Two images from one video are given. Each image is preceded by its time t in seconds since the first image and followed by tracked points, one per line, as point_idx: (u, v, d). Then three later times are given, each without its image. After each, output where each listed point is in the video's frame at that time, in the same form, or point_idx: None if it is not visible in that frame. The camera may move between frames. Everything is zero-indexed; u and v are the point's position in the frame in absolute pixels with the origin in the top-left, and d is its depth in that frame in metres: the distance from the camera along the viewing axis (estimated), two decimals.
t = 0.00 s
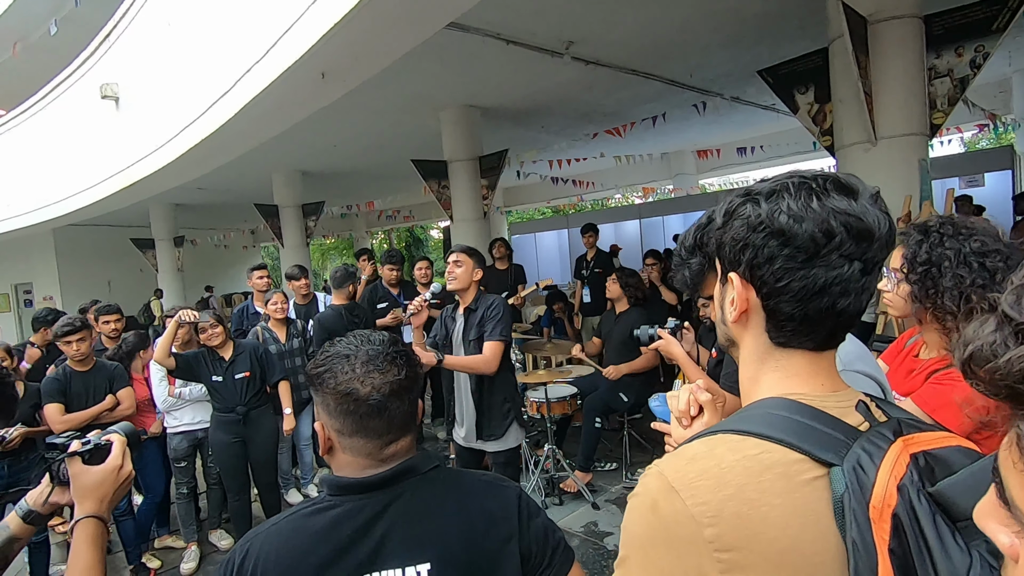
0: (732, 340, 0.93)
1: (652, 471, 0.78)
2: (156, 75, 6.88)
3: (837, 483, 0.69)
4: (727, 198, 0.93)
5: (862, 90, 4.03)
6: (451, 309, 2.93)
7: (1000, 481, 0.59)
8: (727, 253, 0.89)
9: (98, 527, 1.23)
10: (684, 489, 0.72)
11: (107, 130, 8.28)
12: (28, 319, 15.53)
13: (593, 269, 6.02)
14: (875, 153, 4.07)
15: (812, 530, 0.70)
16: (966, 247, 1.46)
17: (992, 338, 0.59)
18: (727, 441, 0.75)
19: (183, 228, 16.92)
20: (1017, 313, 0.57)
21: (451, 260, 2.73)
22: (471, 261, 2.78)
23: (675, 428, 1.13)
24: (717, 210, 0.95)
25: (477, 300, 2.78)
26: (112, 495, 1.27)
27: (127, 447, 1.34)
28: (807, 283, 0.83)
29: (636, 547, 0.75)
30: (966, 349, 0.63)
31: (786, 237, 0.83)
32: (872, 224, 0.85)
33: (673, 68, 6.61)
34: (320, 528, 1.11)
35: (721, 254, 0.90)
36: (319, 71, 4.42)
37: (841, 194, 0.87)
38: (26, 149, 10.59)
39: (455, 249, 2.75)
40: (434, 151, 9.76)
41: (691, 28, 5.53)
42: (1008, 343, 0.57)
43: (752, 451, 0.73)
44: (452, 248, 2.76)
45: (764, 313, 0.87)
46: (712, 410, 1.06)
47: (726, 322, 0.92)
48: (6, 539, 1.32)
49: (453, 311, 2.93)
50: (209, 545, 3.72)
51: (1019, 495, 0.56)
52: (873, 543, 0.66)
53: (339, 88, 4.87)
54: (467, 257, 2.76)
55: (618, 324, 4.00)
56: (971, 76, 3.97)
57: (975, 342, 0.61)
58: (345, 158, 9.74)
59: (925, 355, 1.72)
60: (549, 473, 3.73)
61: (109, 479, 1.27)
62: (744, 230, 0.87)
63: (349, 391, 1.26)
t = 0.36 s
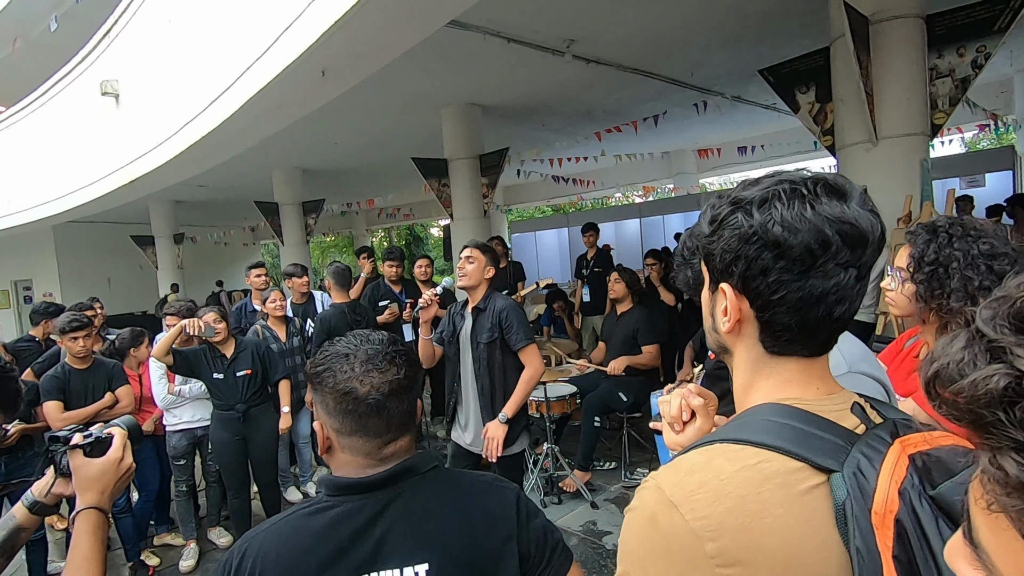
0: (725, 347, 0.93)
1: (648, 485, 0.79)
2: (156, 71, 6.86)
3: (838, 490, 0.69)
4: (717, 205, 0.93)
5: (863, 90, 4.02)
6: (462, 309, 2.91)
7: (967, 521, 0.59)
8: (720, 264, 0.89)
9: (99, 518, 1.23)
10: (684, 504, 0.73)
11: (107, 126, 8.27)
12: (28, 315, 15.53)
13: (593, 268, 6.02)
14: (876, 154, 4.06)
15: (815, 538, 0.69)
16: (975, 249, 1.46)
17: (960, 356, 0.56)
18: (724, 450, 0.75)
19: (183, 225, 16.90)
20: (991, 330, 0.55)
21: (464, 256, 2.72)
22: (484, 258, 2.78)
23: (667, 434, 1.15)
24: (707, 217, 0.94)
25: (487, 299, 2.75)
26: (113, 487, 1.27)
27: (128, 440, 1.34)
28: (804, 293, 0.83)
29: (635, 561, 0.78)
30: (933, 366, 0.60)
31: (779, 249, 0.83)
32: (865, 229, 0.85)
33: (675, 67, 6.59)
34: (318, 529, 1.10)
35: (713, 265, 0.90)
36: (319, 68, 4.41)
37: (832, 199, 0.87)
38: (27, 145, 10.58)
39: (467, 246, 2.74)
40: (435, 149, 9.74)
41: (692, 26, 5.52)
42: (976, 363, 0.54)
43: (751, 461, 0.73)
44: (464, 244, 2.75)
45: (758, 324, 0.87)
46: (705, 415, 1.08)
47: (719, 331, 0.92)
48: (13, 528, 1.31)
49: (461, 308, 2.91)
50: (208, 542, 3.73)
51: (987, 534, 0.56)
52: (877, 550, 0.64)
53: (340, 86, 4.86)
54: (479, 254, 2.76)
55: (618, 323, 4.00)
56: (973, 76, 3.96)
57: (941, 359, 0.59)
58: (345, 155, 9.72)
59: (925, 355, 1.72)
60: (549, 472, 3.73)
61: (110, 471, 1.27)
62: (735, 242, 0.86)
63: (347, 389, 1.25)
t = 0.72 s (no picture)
0: (699, 353, 0.93)
1: (635, 509, 0.77)
2: (155, 71, 6.84)
3: (827, 496, 0.68)
4: (680, 208, 0.94)
5: (862, 88, 4.01)
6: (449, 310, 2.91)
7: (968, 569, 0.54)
8: (685, 268, 0.89)
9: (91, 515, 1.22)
10: (672, 524, 0.71)
11: (106, 126, 8.25)
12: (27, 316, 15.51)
13: (593, 267, 6.00)
14: (875, 152, 4.05)
15: (808, 545, 0.69)
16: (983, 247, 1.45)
17: (967, 390, 0.51)
18: (710, 465, 0.73)
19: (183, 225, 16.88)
20: (1004, 356, 0.50)
21: (441, 260, 2.69)
22: (462, 261, 2.74)
23: (648, 444, 1.15)
24: (671, 221, 0.94)
25: (470, 302, 2.73)
26: (106, 485, 1.26)
27: (121, 438, 1.34)
28: (768, 291, 0.82)
29: None
30: (935, 399, 0.55)
31: (738, 247, 0.83)
32: (824, 223, 0.85)
33: (674, 65, 6.58)
34: (314, 530, 1.10)
35: (679, 269, 0.91)
36: (318, 67, 4.39)
37: (790, 195, 0.86)
38: (25, 145, 10.55)
39: (446, 249, 2.71)
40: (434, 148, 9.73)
41: (691, 25, 5.50)
42: (988, 401, 0.49)
43: (736, 474, 0.71)
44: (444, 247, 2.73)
45: (727, 325, 0.86)
46: (684, 422, 1.08)
47: (691, 337, 0.93)
48: (8, 526, 1.31)
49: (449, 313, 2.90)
50: (207, 543, 3.72)
51: None
52: (872, 555, 0.62)
53: (338, 84, 4.84)
54: (457, 258, 2.72)
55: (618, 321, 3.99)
56: (972, 74, 3.95)
57: (944, 391, 0.54)
58: (344, 155, 9.70)
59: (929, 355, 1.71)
60: (549, 472, 3.73)
61: (103, 469, 1.26)
62: (696, 245, 0.87)
63: (349, 389, 1.25)
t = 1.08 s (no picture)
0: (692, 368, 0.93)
1: (637, 520, 0.76)
2: (154, 69, 6.83)
3: (827, 497, 0.67)
4: (645, 231, 0.94)
5: (863, 88, 4.00)
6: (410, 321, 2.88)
7: None
8: (665, 289, 0.89)
9: (86, 514, 1.21)
10: (674, 535, 0.71)
11: (105, 125, 8.24)
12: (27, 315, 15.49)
13: (593, 266, 5.98)
14: (876, 152, 4.05)
15: (812, 552, 0.68)
16: (995, 246, 1.45)
17: (970, 453, 0.48)
18: (711, 473, 0.73)
19: (182, 224, 16.87)
20: (1005, 414, 0.47)
21: (392, 271, 2.71)
22: (413, 272, 2.74)
23: (648, 451, 1.15)
24: (640, 244, 0.95)
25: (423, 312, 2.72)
26: (101, 483, 1.25)
27: (117, 436, 1.32)
28: (749, 296, 0.82)
29: None
30: (933, 455, 0.52)
31: (711, 259, 0.83)
32: (786, 219, 0.86)
33: (673, 64, 6.56)
34: (319, 532, 1.09)
35: (658, 290, 0.91)
36: (318, 65, 4.38)
37: (746, 198, 0.87)
38: (23, 144, 10.52)
39: (397, 260, 2.72)
40: (433, 147, 9.72)
41: (691, 24, 5.49)
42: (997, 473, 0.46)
43: (738, 480, 0.71)
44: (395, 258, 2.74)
45: (717, 338, 0.86)
46: (683, 430, 1.08)
47: (683, 354, 0.92)
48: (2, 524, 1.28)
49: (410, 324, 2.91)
50: (206, 543, 3.72)
51: None
52: (874, 558, 0.61)
53: (338, 83, 4.83)
54: (409, 269, 2.73)
55: (618, 321, 3.97)
56: (973, 74, 3.94)
57: (941, 453, 0.51)
58: (344, 154, 9.69)
59: (937, 354, 1.70)
60: (548, 472, 3.73)
61: (99, 467, 1.25)
62: (670, 266, 0.87)
63: (332, 394, 1.25)
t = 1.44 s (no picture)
0: (731, 359, 0.92)
1: (656, 499, 0.75)
2: (152, 68, 6.82)
3: (855, 510, 0.68)
4: (690, 219, 0.94)
5: (862, 90, 4.01)
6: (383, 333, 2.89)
7: None
8: (705, 277, 0.89)
9: (78, 519, 1.20)
10: (692, 517, 0.70)
11: (103, 124, 8.22)
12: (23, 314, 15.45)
13: (591, 266, 5.97)
14: (876, 154, 4.05)
15: (826, 560, 0.68)
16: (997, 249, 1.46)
17: (938, 458, 0.48)
18: (736, 465, 0.72)
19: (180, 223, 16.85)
20: (969, 420, 0.47)
21: (361, 283, 2.72)
22: (383, 281, 2.76)
23: (676, 434, 1.20)
24: (684, 232, 0.95)
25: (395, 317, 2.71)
26: (95, 487, 1.25)
27: (110, 439, 1.32)
28: (791, 285, 0.82)
29: None
30: (906, 465, 0.51)
31: (754, 247, 0.83)
32: (835, 211, 0.85)
33: (673, 65, 6.57)
34: (321, 531, 1.09)
35: (697, 278, 0.91)
36: (318, 65, 4.37)
37: (795, 189, 0.87)
38: (21, 143, 10.50)
39: (366, 271, 2.74)
40: (432, 147, 9.72)
41: (691, 25, 5.50)
42: (962, 471, 0.45)
43: (764, 476, 0.70)
44: (364, 270, 2.75)
45: (756, 327, 0.85)
46: (715, 418, 1.12)
47: (722, 344, 0.92)
48: None
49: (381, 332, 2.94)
50: (203, 543, 3.71)
51: None
52: None
53: (337, 83, 4.82)
54: (378, 278, 2.74)
55: (617, 322, 3.97)
56: (972, 76, 3.95)
57: (918, 458, 0.50)
58: (342, 154, 9.68)
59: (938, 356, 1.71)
60: (547, 473, 3.73)
61: (91, 471, 1.25)
62: (712, 253, 0.87)
63: (335, 397, 1.24)
